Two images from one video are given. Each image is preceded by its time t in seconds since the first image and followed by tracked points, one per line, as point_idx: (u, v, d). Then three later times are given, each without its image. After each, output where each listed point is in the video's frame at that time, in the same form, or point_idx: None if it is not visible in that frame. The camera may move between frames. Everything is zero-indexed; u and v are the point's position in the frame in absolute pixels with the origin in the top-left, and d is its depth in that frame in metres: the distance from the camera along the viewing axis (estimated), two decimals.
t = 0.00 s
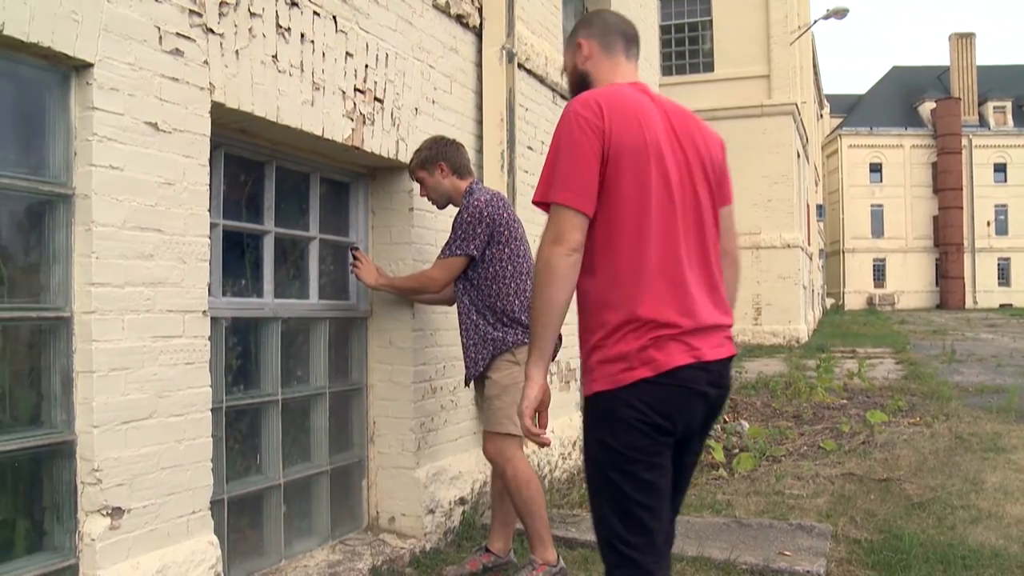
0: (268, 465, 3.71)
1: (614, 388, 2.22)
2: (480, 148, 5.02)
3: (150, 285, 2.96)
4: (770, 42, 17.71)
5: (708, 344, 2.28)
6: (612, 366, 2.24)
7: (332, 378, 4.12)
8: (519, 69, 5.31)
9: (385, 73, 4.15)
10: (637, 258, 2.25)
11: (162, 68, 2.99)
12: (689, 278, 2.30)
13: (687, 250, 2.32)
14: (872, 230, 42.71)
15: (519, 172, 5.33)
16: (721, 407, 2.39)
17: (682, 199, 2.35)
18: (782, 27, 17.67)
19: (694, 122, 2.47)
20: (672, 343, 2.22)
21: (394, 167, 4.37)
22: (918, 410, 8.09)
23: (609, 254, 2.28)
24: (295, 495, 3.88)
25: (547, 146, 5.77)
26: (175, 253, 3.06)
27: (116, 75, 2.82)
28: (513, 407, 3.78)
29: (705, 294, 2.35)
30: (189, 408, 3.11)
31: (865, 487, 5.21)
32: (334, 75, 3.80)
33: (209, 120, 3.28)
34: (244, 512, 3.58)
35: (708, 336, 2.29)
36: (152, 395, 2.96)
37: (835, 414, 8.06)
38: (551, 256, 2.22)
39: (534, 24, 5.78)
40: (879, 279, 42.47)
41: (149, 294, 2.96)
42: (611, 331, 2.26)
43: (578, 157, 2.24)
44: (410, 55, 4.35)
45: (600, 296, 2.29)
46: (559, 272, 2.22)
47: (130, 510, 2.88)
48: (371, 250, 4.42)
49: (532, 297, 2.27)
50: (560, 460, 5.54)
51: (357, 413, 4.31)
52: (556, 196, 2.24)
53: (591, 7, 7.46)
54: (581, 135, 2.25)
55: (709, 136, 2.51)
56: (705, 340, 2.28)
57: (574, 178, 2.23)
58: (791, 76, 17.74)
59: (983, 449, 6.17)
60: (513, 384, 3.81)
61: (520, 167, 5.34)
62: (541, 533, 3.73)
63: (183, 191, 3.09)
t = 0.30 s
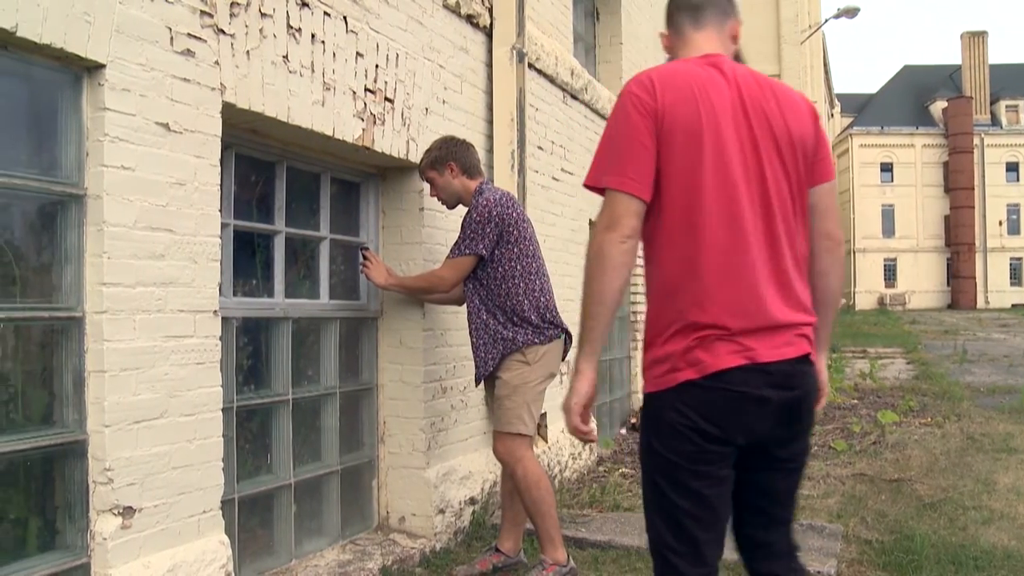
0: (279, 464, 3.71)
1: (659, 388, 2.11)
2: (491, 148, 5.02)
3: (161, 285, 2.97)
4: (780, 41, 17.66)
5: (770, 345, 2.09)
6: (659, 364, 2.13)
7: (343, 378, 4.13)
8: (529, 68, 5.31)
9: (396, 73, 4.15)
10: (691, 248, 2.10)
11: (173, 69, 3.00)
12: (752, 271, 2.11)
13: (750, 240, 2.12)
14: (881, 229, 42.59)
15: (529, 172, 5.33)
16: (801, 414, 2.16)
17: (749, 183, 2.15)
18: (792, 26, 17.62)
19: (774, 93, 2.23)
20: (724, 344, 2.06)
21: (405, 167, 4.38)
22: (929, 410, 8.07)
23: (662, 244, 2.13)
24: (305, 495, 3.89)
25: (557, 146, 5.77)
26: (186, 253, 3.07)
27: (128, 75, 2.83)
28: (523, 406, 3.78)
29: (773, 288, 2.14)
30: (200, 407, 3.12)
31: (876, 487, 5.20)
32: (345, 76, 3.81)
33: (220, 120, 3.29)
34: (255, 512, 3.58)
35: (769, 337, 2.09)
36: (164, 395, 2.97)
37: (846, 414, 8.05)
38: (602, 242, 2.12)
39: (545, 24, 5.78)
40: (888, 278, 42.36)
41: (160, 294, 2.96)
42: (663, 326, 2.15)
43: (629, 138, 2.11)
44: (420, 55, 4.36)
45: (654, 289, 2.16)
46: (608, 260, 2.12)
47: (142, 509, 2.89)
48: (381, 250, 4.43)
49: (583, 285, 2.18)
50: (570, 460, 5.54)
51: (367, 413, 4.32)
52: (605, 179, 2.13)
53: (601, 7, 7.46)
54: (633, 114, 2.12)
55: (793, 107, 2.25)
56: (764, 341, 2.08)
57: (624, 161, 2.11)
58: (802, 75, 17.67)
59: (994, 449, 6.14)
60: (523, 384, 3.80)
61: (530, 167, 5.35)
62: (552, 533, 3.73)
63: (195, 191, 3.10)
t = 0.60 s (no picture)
0: (285, 464, 3.72)
1: (768, 401, 2.04)
2: (497, 148, 5.02)
3: (168, 285, 2.97)
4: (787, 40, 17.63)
5: (889, 361, 1.99)
6: (766, 378, 2.05)
7: (349, 378, 4.13)
8: (535, 68, 5.31)
9: (402, 73, 4.16)
10: (803, 258, 2.01)
11: (180, 70, 3.00)
12: (869, 283, 2.01)
13: (865, 252, 2.02)
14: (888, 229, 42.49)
15: (535, 172, 5.33)
16: (915, 435, 2.06)
17: (866, 190, 2.03)
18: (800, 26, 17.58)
19: (893, 95, 2.10)
20: (840, 360, 1.97)
21: (411, 167, 4.38)
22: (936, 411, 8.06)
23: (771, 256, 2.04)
24: (312, 495, 3.89)
25: (563, 146, 5.77)
26: (193, 253, 3.07)
27: (135, 76, 2.84)
28: (529, 406, 3.78)
29: (891, 302, 2.04)
30: (207, 407, 3.13)
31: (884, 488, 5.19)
32: (351, 76, 3.81)
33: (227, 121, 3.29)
34: (261, 512, 3.59)
35: (887, 354, 1.99)
36: (171, 395, 2.98)
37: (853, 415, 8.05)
38: (705, 252, 2.02)
39: (551, 24, 5.78)
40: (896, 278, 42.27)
41: (167, 294, 2.97)
42: (772, 338, 2.07)
43: (738, 143, 2.01)
44: (426, 55, 4.36)
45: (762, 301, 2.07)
46: (714, 271, 2.01)
47: (149, 508, 2.90)
48: (388, 250, 4.44)
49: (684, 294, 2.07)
50: (576, 460, 5.54)
51: (374, 413, 4.32)
52: (710, 184, 2.03)
53: (607, 7, 7.46)
54: (745, 120, 2.02)
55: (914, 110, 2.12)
56: (882, 356, 1.99)
57: (732, 167, 2.01)
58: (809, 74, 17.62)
59: (1003, 450, 6.12)
60: (529, 384, 3.80)
61: (537, 167, 5.35)
62: (558, 533, 3.73)
63: (201, 191, 3.11)
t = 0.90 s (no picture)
0: (296, 464, 3.73)
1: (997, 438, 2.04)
2: (507, 147, 5.02)
3: (179, 285, 2.98)
4: (797, 39, 17.56)
5: None
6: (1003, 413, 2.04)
7: (359, 378, 4.14)
8: (544, 68, 5.31)
9: (411, 73, 4.16)
10: None
11: (191, 70, 3.01)
12: None
13: None
14: (898, 228, 42.35)
15: (545, 172, 5.33)
16: None
17: None
18: (810, 25, 17.51)
19: None
20: None
21: (421, 167, 4.39)
22: (947, 411, 8.03)
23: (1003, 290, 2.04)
24: (322, 494, 3.90)
25: (573, 146, 5.77)
26: (203, 253, 3.08)
27: (146, 77, 2.85)
28: (539, 406, 3.78)
29: None
30: (217, 407, 3.14)
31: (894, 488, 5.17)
32: (361, 76, 3.82)
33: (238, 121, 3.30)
34: (271, 511, 3.60)
35: None
36: (181, 394, 2.99)
37: (863, 415, 8.03)
38: (926, 289, 2.03)
39: (560, 23, 5.77)
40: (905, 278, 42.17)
41: (177, 294, 2.98)
42: (997, 373, 2.08)
43: (960, 178, 2.01)
44: (436, 55, 4.36)
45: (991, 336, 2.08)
46: (940, 307, 2.02)
47: (160, 507, 2.91)
48: (398, 250, 4.44)
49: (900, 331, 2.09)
50: (586, 460, 5.54)
51: (384, 413, 4.33)
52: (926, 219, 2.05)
53: (616, 6, 7.44)
54: (966, 156, 2.02)
55: None
56: None
57: (954, 202, 2.01)
58: (819, 73, 17.54)
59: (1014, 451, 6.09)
60: (539, 384, 3.80)
61: (546, 167, 5.34)
62: (568, 533, 3.73)
63: (212, 192, 3.12)
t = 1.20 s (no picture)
0: (308, 463, 3.74)
1: None
2: (518, 147, 5.02)
3: (191, 284, 2.99)
4: (808, 38, 17.49)
5: None
6: None
7: (371, 378, 4.15)
8: (555, 68, 5.30)
9: (422, 73, 4.16)
10: None
11: (203, 70, 3.02)
12: None
13: None
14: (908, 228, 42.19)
15: (556, 172, 5.32)
16: None
17: None
18: (821, 23, 17.44)
19: None
20: None
21: (432, 167, 4.39)
22: (960, 411, 8.00)
23: None
24: (333, 494, 3.91)
25: (584, 146, 5.76)
26: (215, 253, 3.09)
27: (159, 77, 2.86)
28: (550, 406, 3.78)
29: None
30: (229, 406, 3.15)
31: (907, 489, 5.14)
32: (372, 76, 3.83)
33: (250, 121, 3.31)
34: (283, 510, 3.61)
35: None
36: (194, 393, 3.00)
37: (876, 415, 8.01)
38: None
39: (571, 23, 5.77)
40: (918, 276, 41.97)
41: (190, 294, 2.99)
42: None
43: None
44: (447, 55, 4.37)
45: None
46: None
47: (172, 506, 2.92)
48: (409, 250, 4.45)
49: None
50: (597, 459, 5.54)
51: (395, 412, 4.34)
52: None
53: (627, 5, 7.43)
54: None
55: None
56: None
57: None
58: (830, 72, 17.47)
59: None
60: (550, 384, 3.80)
61: (557, 167, 5.34)
62: (579, 533, 3.72)
63: (224, 192, 3.13)
